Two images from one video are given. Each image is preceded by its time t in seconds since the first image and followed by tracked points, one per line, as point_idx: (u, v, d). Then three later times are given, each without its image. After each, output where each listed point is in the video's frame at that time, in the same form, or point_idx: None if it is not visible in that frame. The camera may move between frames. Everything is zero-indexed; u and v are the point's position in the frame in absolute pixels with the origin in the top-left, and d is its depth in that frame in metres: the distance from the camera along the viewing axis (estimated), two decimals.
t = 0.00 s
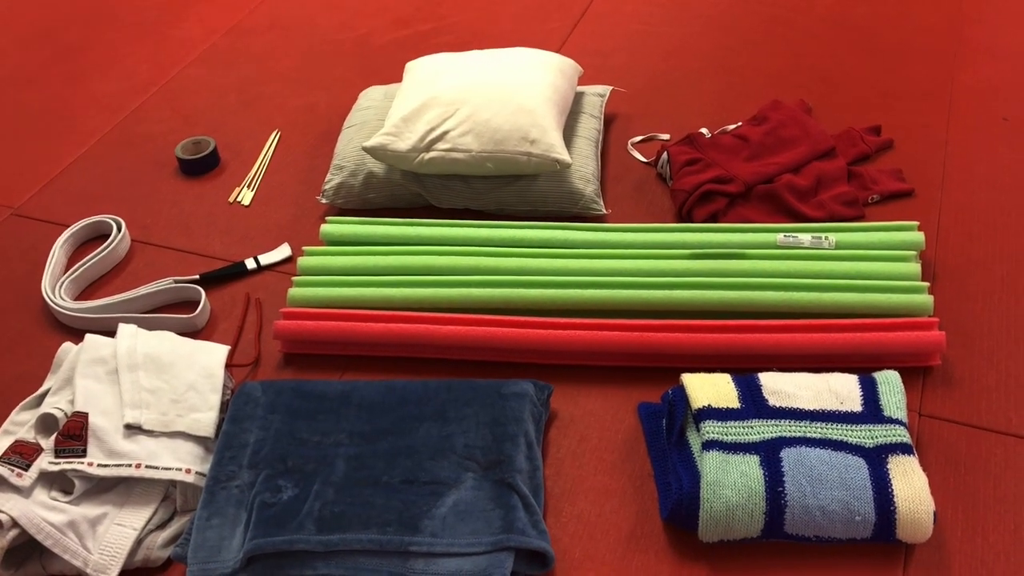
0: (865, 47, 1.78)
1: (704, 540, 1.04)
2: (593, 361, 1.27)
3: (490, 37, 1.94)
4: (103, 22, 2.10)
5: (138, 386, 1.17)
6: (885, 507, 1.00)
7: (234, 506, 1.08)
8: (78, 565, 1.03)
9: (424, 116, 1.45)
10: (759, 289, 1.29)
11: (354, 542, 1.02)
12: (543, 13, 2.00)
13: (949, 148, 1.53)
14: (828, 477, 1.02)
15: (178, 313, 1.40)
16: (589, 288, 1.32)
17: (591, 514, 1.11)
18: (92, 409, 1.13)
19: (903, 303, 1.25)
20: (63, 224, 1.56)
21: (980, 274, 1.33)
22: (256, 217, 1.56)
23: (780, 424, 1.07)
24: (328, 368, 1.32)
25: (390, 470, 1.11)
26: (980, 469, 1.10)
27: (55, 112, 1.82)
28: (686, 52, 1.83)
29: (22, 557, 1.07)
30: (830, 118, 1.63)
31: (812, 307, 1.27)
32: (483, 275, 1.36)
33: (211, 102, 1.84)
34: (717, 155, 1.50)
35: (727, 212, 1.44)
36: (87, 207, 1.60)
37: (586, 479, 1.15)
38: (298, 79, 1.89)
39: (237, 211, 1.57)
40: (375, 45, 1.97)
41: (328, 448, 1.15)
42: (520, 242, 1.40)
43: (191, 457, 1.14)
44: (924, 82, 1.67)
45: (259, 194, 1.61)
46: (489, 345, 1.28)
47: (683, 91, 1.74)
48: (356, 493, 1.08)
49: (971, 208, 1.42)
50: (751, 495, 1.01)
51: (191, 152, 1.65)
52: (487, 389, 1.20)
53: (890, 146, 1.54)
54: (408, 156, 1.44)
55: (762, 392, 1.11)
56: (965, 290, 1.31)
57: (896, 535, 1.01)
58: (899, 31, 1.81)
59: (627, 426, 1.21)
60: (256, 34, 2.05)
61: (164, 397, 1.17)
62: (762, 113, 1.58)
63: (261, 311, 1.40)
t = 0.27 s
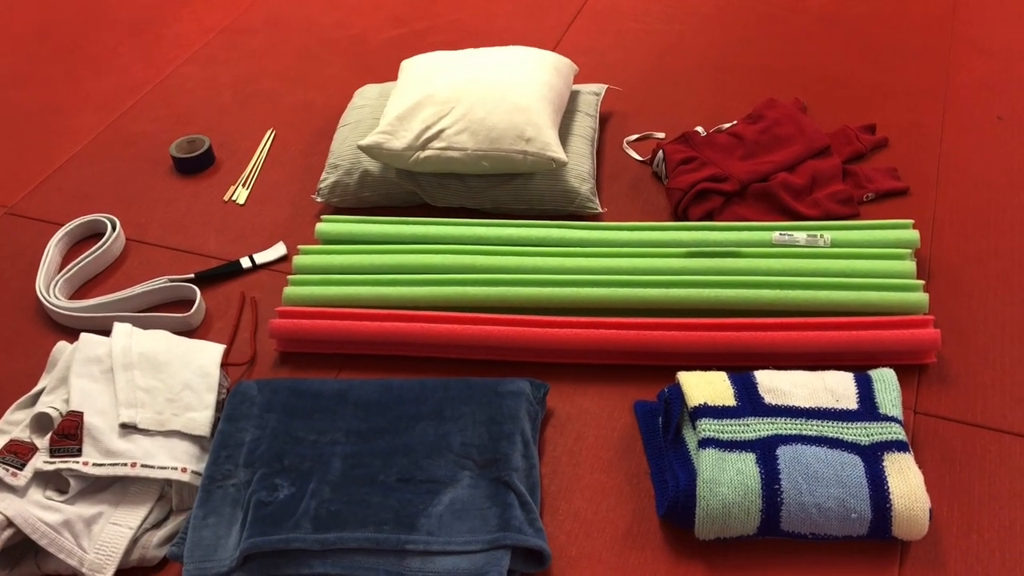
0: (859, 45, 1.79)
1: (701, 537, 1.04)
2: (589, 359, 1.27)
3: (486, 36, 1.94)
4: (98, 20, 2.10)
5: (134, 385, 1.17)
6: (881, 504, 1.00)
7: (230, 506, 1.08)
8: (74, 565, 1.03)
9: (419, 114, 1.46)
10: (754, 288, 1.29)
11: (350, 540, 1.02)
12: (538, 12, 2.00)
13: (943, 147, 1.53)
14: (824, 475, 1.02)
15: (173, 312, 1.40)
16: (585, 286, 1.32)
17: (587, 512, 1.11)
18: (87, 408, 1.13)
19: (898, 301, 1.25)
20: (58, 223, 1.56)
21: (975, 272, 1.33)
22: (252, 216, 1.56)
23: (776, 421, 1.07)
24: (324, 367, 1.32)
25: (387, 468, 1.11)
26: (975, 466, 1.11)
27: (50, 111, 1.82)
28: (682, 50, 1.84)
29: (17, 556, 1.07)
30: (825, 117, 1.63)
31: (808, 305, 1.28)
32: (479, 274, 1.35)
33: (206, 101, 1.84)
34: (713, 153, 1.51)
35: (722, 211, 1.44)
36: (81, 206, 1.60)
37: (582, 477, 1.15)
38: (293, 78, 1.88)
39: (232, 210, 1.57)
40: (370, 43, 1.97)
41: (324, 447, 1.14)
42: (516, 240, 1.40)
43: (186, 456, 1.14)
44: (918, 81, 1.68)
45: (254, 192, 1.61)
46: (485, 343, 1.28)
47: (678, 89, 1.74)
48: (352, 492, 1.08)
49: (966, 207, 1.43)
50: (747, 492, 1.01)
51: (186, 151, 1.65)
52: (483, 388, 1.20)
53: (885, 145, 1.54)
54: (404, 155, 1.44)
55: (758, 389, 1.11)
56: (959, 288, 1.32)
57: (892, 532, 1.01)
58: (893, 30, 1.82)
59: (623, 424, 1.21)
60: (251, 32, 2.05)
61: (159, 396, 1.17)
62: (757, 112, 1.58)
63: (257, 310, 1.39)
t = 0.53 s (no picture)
0: (858, 41, 1.78)
1: (700, 533, 1.04)
2: (587, 355, 1.27)
3: (484, 31, 1.94)
4: (94, 15, 2.09)
5: (131, 380, 1.16)
6: (880, 500, 1.00)
7: (228, 501, 1.08)
8: (71, 560, 1.02)
9: (417, 109, 1.45)
10: (753, 283, 1.29)
11: (349, 536, 1.02)
12: (536, 7, 2.00)
13: (942, 142, 1.53)
14: (823, 470, 1.02)
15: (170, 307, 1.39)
16: (584, 281, 1.32)
17: (586, 507, 1.11)
18: (84, 404, 1.12)
19: (898, 296, 1.25)
20: (54, 218, 1.55)
21: (974, 268, 1.33)
22: (249, 210, 1.55)
23: (775, 417, 1.07)
24: (322, 362, 1.31)
25: (385, 463, 1.11)
26: (975, 461, 1.11)
27: (46, 106, 1.81)
28: (680, 45, 1.83)
29: (14, 552, 1.07)
30: (823, 112, 1.63)
31: (806, 300, 1.27)
32: (477, 269, 1.35)
33: (203, 95, 1.83)
34: (711, 149, 1.50)
35: (721, 206, 1.44)
36: (78, 200, 1.59)
37: (581, 473, 1.15)
38: (291, 73, 1.88)
39: (229, 205, 1.56)
40: (368, 38, 1.96)
41: (323, 442, 1.14)
42: (514, 236, 1.40)
43: (184, 452, 1.14)
44: (917, 76, 1.68)
45: (252, 187, 1.60)
46: (483, 338, 1.27)
47: (677, 84, 1.74)
48: (350, 488, 1.08)
49: (965, 202, 1.43)
50: (746, 488, 1.01)
51: (183, 146, 1.64)
52: (482, 383, 1.19)
53: (883, 140, 1.54)
54: (402, 150, 1.43)
55: (757, 385, 1.11)
56: (958, 284, 1.32)
57: (891, 528, 1.01)
58: (892, 25, 1.81)
59: (622, 419, 1.20)
60: (248, 27, 2.04)
61: (156, 391, 1.16)
62: (756, 107, 1.58)
63: (254, 305, 1.39)
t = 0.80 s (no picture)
0: (858, 34, 1.78)
1: (700, 527, 1.04)
2: (587, 349, 1.27)
3: (483, 25, 1.93)
4: (92, 8, 2.08)
5: (130, 375, 1.16)
6: (880, 494, 1.00)
7: (227, 496, 1.08)
8: (70, 555, 1.02)
9: (416, 103, 1.45)
10: (753, 277, 1.29)
11: (349, 530, 1.02)
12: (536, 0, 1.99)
13: (942, 136, 1.53)
14: (823, 464, 1.01)
15: (169, 302, 1.39)
16: (584, 276, 1.32)
17: (586, 501, 1.11)
18: (83, 399, 1.12)
19: (898, 290, 1.25)
20: (52, 213, 1.55)
21: (974, 261, 1.33)
22: (248, 205, 1.55)
23: (775, 411, 1.07)
24: (322, 357, 1.31)
25: (385, 458, 1.11)
26: (975, 455, 1.11)
27: (44, 100, 1.80)
28: (680, 39, 1.83)
29: (14, 547, 1.07)
30: (823, 106, 1.63)
31: (806, 294, 1.27)
32: (477, 264, 1.35)
33: (201, 89, 1.83)
34: (711, 143, 1.50)
35: (721, 200, 1.44)
36: (76, 195, 1.59)
37: (581, 467, 1.15)
38: (289, 66, 1.87)
39: (228, 200, 1.56)
40: (366, 32, 1.95)
41: (322, 437, 1.14)
42: (514, 230, 1.40)
43: (183, 446, 1.14)
44: (917, 69, 1.67)
45: (250, 182, 1.60)
46: (483, 333, 1.27)
47: (676, 78, 1.73)
48: (350, 482, 1.08)
49: (965, 196, 1.42)
50: (746, 482, 1.01)
51: (181, 140, 1.64)
52: (482, 377, 1.19)
53: (884, 134, 1.54)
54: (401, 144, 1.43)
55: (757, 379, 1.11)
56: (959, 277, 1.31)
57: (891, 522, 1.01)
58: (892, 19, 1.81)
59: (622, 413, 1.20)
60: (246, 21, 2.03)
61: (155, 386, 1.16)
62: (756, 100, 1.57)
63: (253, 300, 1.39)
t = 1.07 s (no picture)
0: (858, 28, 1.77)
1: (700, 522, 1.04)
2: (587, 344, 1.27)
3: (481, 19, 1.93)
4: (89, 4, 2.08)
5: (129, 371, 1.16)
6: (880, 488, 1.00)
7: (227, 492, 1.08)
8: (70, 552, 1.02)
9: (415, 98, 1.44)
10: (753, 271, 1.29)
11: (349, 526, 1.02)
12: None
13: (943, 130, 1.52)
14: (823, 459, 1.01)
15: (168, 298, 1.39)
16: (584, 271, 1.31)
17: (586, 497, 1.11)
18: (82, 395, 1.12)
19: (898, 285, 1.25)
20: (51, 209, 1.55)
21: (974, 255, 1.33)
22: (247, 201, 1.55)
23: (775, 405, 1.07)
24: (321, 353, 1.31)
25: (384, 453, 1.11)
26: (975, 449, 1.11)
27: (42, 96, 1.80)
28: (679, 33, 1.82)
29: (14, 543, 1.07)
30: (823, 100, 1.62)
31: (806, 289, 1.27)
32: (476, 259, 1.35)
33: (199, 85, 1.82)
34: (711, 137, 1.50)
35: (721, 194, 1.44)
36: (75, 191, 1.59)
37: (580, 462, 1.15)
38: (287, 62, 1.87)
39: (227, 195, 1.56)
40: (365, 27, 1.95)
41: (322, 433, 1.14)
42: (513, 225, 1.39)
43: (183, 443, 1.14)
44: (917, 63, 1.67)
45: (249, 177, 1.59)
46: (482, 328, 1.27)
47: (676, 72, 1.73)
48: (350, 478, 1.08)
49: (966, 190, 1.42)
50: (746, 477, 1.01)
51: (180, 136, 1.64)
52: (481, 373, 1.19)
53: (884, 128, 1.53)
54: (400, 139, 1.43)
55: (757, 373, 1.11)
56: (959, 272, 1.31)
57: (891, 516, 1.01)
58: (893, 12, 1.80)
59: (622, 409, 1.20)
60: (245, 16, 2.03)
61: (155, 382, 1.16)
62: (755, 95, 1.57)
63: (253, 296, 1.39)
